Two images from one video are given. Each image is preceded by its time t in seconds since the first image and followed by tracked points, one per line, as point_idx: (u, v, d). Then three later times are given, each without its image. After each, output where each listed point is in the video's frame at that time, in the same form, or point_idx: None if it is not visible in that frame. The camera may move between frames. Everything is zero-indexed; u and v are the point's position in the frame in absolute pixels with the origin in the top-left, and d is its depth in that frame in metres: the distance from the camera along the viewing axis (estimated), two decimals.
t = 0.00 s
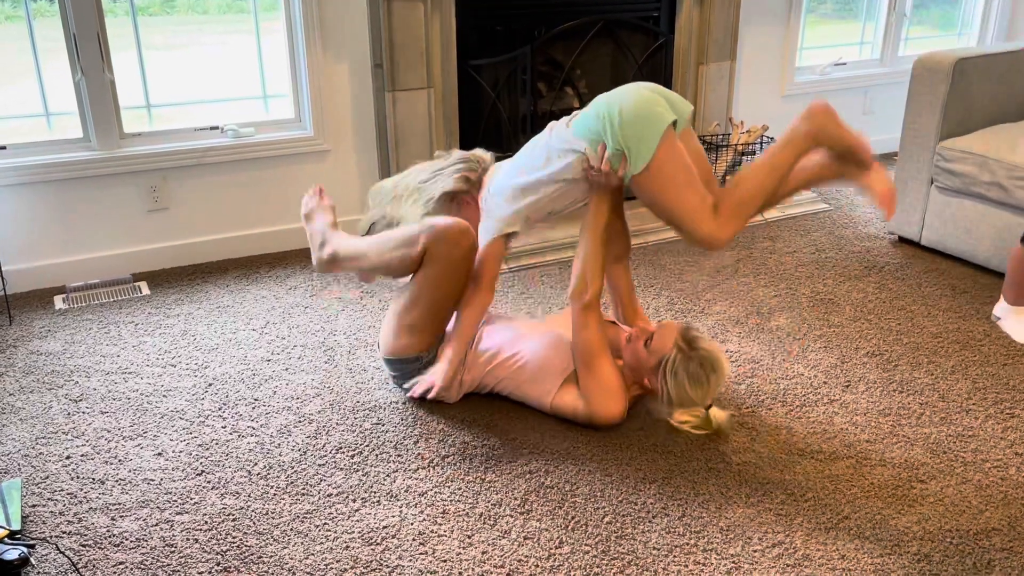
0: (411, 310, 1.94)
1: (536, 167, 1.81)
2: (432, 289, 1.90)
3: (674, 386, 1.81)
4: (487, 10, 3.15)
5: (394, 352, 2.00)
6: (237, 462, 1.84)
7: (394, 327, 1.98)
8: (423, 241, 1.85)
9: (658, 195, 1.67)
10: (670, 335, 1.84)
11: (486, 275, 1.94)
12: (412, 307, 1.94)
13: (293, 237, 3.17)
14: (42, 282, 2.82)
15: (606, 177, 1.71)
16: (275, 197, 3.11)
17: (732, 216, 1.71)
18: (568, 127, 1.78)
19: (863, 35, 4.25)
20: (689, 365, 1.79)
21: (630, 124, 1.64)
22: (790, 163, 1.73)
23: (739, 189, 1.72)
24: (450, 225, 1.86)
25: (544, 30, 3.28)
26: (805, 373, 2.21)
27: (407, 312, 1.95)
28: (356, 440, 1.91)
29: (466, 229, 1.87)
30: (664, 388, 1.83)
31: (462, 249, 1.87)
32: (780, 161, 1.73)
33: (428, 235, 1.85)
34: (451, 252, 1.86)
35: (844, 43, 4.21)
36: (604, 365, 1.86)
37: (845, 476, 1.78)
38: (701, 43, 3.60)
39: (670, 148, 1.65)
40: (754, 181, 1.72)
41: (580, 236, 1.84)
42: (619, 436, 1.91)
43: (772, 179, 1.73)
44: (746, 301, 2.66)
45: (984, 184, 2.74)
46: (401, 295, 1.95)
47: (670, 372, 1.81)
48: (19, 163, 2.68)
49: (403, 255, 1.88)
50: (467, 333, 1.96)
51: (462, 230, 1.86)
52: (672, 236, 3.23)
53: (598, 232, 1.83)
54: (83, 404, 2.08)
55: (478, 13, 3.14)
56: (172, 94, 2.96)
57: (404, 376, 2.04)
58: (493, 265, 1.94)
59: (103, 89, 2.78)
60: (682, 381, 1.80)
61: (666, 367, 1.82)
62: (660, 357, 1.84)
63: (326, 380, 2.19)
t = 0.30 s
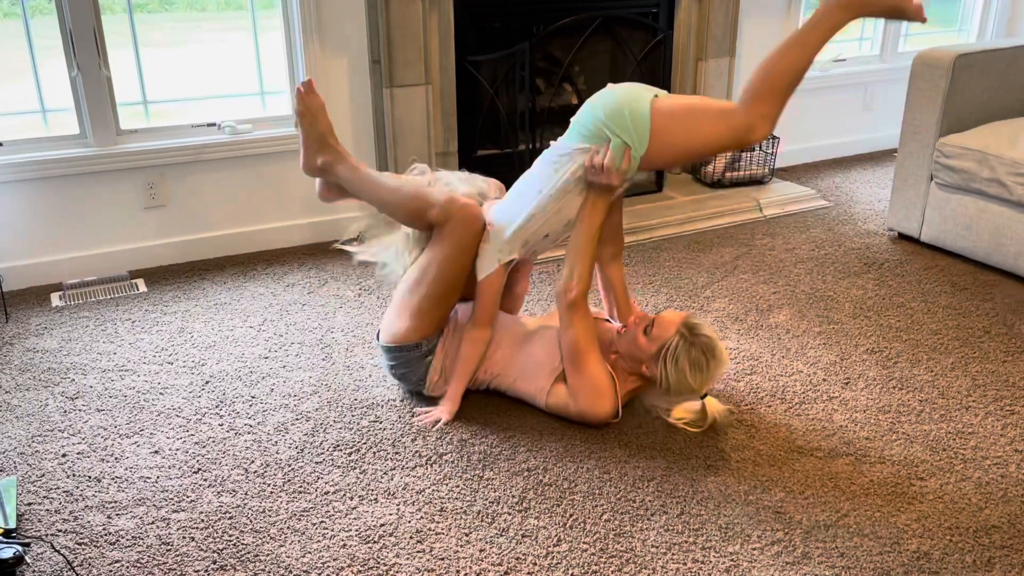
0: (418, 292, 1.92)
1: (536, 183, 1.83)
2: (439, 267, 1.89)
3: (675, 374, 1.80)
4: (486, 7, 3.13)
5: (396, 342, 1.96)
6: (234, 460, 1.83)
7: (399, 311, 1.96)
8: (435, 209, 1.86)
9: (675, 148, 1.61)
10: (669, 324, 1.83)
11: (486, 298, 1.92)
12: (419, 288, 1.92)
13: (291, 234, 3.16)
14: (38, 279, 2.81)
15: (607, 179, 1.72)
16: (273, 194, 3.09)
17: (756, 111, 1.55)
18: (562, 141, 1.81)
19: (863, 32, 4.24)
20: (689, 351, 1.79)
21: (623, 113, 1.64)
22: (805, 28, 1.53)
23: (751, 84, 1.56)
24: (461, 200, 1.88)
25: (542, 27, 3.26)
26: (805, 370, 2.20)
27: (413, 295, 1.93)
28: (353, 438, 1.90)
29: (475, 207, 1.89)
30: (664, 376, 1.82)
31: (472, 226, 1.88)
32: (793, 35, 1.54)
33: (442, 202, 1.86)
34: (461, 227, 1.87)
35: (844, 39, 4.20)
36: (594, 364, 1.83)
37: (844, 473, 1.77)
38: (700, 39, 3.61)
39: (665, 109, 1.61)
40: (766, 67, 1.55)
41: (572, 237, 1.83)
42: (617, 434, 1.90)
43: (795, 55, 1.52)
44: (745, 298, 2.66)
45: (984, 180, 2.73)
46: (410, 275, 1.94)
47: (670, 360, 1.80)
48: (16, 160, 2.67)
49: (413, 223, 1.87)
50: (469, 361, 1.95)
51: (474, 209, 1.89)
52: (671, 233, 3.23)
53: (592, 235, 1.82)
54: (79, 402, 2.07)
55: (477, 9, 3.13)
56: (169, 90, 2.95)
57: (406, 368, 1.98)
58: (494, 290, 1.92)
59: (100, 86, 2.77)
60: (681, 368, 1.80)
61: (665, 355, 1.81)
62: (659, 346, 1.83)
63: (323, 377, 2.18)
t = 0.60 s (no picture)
0: (417, 294, 1.91)
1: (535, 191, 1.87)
2: (441, 267, 1.87)
3: (681, 368, 1.81)
4: (485, 6, 3.13)
5: (396, 341, 1.96)
6: (233, 460, 1.83)
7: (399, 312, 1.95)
8: (433, 209, 1.83)
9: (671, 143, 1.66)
10: (674, 319, 1.83)
11: (483, 301, 1.91)
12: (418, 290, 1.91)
13: (290, 234, 3.16)
14: (36, 278, 2.81)
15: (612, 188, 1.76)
16: (272, 194, 3.09)
17: (741, 91, 1.59)
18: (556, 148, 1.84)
19: (862, 31, 4.24)
20: (695, 346, 1.80)
21: (619, 125, 1.68)
22: None
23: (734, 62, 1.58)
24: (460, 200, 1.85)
25: (541, 26, 3.26)
26: (804, 370, 2.20)
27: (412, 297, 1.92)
28: (352, 438, 1.90)
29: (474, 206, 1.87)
30: (669, 371, 1.83)
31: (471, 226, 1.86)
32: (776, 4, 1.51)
33: (442, 202, 1.83)
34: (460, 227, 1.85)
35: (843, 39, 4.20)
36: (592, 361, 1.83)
37: (843, 473, 1.77)
38: (699, 38, 3.61)
39: (658, 108, 1.65)
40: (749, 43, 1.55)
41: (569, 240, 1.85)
42: (615, 434, 1.90)
43: (778, 29, 1.51)
44: (744, 297, 2.66)
45: (983, 179, 2.72)
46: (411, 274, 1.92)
47: (676, 354, 1.81)
48: (14, 159, 2.67)
49: (413, 223, 1.85)
50: (466, 363, 1.94)
51: (474, 207, 1.87)
52: (670, 232, 3.23)
53: (589, 238, 1.85)
54: (78, 401, 2.07)
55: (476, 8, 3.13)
56: (168, 90, 2.95)
57: (407, 368, 1.98)
58: (491, 290, 1.90)
59: (99, 85, 2.77)
60: (687, 362, 1.80)
61: (671, 350, 1.81)
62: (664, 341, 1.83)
63: (322, 377, 2.18)
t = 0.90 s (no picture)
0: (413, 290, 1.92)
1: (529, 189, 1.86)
2: (433, 262, 1.88)
3: (686, 363, 1.82)
4: (483, 8, 3.14)
5: (396, 338, 1.97)
6: (230, 462, 1.83)
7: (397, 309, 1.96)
8: (420, 205, 1.83)
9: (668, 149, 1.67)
10: (680, 315, 1.84)
11: (475, 290, 1.93)
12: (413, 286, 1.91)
13: (288, 235, 3.16)
14: (34, 280, 2.81)
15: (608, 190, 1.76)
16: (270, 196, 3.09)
17: (739, 101, 1.60)
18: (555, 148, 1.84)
19: (859, 34, 4.25)
20: (701, 341, 1.82)
21: (620, 126, 1.68)
22: (788, 18, 1.56)
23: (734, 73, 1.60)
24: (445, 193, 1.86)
25: (539, 29, 3.27)
26: (800, 372, 2.20)
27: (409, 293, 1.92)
28: (349, 439, 1.91)
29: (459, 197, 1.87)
30: (674, 364, 1.83)
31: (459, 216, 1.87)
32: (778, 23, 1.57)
33: (426, 200, 1.83)
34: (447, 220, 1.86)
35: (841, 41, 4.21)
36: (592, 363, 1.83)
37: (838, 475, 1.78)
38: (696, 41, 3.63)
39: (658, 114, 1.66)
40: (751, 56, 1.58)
41: (565, 241, 1.84)
42: (612, 437, 1.90)
43: (779, 45, 1.56)
44: (741, 300, 2.66)
45: (980, 182, 2.73)
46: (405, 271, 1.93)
47: (682, 349, 1.81)
48: (12, 161, 2.67)
49: (402, 225, 1.85)
50: (461, 355, 1.95)
51: (457, 196, 1.87)
52: (667, 234, 3.23)
53: (583, 238, 1.84)
54: (76, 403, 2.08)
55: (474, 11, 3.13)
56: (166, 92, 2.95)
57: (409, 365, 1.98)
58: (484, 282, 1.92)
59: (98, 87, 2.78)
60: (693, 357, 1.81)
61: (677, 344, 1.82)
62: (670, 334, 1.83)
63: (320, 379, 2.18)
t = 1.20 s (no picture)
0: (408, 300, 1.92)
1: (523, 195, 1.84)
2: (426, 271, 1.89)
3: (686, 367, 1.82)
4: (482, 13, 3.15)
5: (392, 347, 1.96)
6: (228, 466, 1.83)
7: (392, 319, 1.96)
8: (410, 216, 1.85)
9: (651, 138, 1.65)
10: (678, 319, 1.85)
11: (471, 298, 1.93)
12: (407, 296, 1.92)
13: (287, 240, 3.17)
14: (33, 284, 2.81)
15: (599, 192, 1.75)
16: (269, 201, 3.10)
17: (719, 84, 1.58)
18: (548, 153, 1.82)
19: (857, 40, 4.27)
20: (700, 344, 1.82)
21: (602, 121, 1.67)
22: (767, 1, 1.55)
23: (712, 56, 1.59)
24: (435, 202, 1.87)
25: (537, 35, 3.28)
26: (797, 378, 2.21)
27: (404, 302, 1.93)
28: (347, 444, 1.91)
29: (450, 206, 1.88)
30: (674, 369, 1.84)
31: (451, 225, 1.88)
32: (757, 5, 1.56)
33: (417, 211, 1.85)
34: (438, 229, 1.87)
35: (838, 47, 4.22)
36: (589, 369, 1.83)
37: (835, 480, 1.78)
38: (695, 47, 3.64)
39: (642, 106, 1.65)
40: (730, 38, 1.57)
41: (558, 248, 1.84)
42: (609, 442, 1.91)
43: (758, 25, 1.54)
44: (738, 305, 2.67)
45: (977, 188, 2.74)
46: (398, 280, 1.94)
47: (681, 353, 1.82)
48: (12, 165, 2.68)
49: (394, 238, 1.86)
50: (457, 362, 1.95)
51: (450, 204, 1.88)
52: (665, 240, 3.24)
53: (576, 242, 1.84)
54: (75, 407, 2.08)
55: (473, 17, 3.14)
56: (166, 97, 2.96)
57: (406, 371, 1.99)
58: (480, 288, 1.92)
59: (98, 92, 2.78)
60: (693, 361, 1.82)
61: (676, 348, 1.82)
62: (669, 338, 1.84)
63: (318, 383, 2.19)
